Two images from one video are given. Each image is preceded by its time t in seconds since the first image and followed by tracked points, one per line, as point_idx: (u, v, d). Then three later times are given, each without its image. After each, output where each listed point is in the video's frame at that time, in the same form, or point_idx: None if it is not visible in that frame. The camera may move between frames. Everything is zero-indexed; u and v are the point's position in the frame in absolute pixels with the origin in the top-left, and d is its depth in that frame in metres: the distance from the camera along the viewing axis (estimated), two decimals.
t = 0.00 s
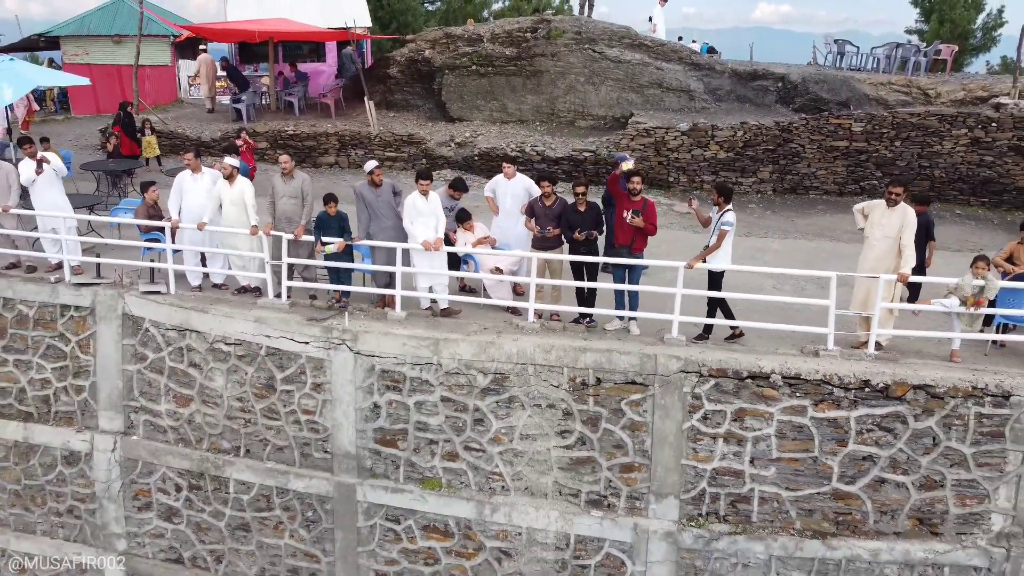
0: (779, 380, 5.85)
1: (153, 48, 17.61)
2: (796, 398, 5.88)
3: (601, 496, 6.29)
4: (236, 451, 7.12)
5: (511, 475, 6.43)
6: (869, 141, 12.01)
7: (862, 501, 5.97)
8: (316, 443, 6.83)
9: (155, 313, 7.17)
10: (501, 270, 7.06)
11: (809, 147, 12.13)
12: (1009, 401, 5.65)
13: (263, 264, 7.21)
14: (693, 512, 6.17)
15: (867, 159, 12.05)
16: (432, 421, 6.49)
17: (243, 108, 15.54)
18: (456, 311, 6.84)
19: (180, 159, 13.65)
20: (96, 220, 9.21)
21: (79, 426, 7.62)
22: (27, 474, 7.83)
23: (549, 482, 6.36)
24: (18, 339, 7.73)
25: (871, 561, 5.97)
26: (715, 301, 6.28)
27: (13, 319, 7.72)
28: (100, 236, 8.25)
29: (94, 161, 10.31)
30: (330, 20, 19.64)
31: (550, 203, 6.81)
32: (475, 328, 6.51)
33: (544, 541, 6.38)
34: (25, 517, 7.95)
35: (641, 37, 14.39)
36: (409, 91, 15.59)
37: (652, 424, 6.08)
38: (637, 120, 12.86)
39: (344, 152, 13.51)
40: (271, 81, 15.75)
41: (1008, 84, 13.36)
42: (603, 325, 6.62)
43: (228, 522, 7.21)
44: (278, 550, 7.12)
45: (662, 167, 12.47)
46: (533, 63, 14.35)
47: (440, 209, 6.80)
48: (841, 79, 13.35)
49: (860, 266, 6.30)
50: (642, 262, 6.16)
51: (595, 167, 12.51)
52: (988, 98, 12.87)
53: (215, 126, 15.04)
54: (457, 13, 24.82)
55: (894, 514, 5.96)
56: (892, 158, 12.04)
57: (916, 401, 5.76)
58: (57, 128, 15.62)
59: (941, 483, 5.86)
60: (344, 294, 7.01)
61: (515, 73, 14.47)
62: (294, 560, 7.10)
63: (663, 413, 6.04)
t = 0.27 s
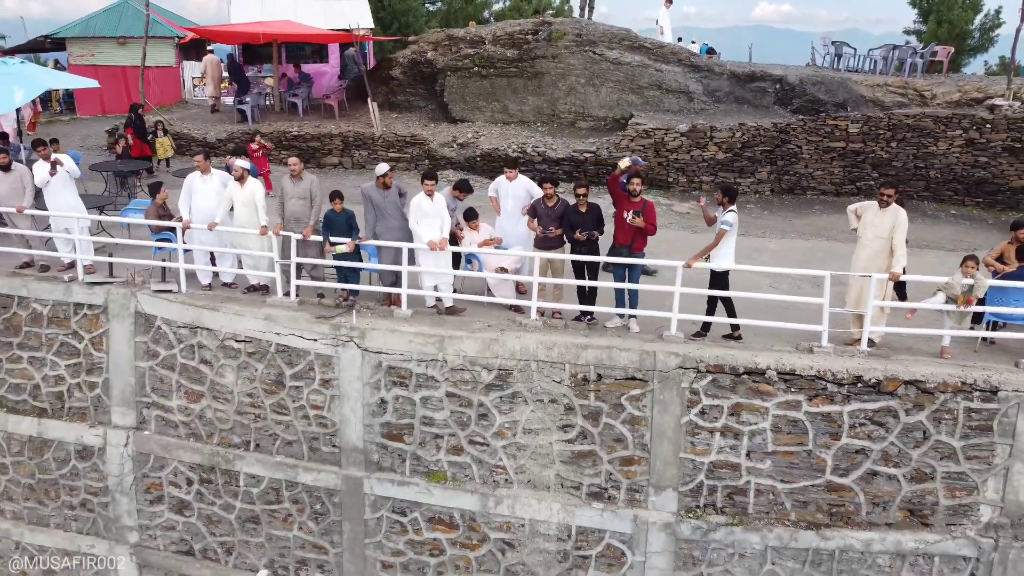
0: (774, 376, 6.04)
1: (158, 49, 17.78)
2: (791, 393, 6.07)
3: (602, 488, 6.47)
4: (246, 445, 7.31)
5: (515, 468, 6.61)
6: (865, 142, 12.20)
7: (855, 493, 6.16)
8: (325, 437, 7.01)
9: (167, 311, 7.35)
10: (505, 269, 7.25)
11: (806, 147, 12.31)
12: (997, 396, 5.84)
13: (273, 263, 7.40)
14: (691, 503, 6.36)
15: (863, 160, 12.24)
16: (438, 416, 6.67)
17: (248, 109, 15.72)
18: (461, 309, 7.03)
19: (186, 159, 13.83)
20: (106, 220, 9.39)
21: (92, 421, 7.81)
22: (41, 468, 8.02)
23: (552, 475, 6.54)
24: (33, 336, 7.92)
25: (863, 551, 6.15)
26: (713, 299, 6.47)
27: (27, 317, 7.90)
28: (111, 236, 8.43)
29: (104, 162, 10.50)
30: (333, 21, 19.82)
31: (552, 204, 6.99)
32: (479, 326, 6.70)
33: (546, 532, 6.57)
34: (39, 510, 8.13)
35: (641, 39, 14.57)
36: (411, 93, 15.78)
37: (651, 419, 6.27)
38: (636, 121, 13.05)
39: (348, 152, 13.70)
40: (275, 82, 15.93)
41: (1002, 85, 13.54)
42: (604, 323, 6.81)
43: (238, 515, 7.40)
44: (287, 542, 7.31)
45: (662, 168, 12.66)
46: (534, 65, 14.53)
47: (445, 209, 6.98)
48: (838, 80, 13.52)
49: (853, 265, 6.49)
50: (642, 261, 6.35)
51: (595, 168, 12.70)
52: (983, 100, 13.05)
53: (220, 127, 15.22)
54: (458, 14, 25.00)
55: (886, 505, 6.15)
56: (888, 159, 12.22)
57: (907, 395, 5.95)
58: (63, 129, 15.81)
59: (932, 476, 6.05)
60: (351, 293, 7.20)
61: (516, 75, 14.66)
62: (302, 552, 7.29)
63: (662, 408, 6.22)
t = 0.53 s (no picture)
0: (770, 367, 6.23)
1: (163, 50, 17.98)
2: (787, 384, 6.26)
3: (603, 477, 6.67)
4: (257, 436, 7.51)
5: (519, 458, 6.81)
6: (861, 141, 12.39)
7: (848, 480, 6.35)
8: (333, 428, 7.21)
9: (180, 306, 7.55)
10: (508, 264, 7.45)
11: (803, 146, 12.50)
12: (986, 386, 6.05)
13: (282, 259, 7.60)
14: (690, 491, 6.56)
15: (860, 159, 12.43)
16: (444, 407, 6.87)
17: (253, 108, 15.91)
18: (466, 303, 7.22)
19: (192, 158, 14.04)
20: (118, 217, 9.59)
21: (106, 413, 8.00)
22: (56, 459, 8.22)
23: (555, 464, 6.74)
24: (48, 330, 8.11)
25: (857, 537, 6.35)
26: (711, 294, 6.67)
27: (42, 312, 8.10)
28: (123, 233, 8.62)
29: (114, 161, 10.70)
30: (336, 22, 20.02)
31: (555, 201, 7.18)
32: (483, 320, 6.89)
33: (549, 520, 6.77)
34: (53, 500, 8.33)
35: (641, 39, 14.77)
36: (414, 92, 15.99)
37: (651, 409, 6.47)
38: (637, 121, 13.25)
39: (352, 151, 13.89)
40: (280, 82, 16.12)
41: (998, 85, 13.74)
42: (605, 317, 7.01)
43: (249, 504, 7.60)
44: (297, 530, 7.52)
45: (662, 166, 12.85)
46: (535, 65, 14.73)
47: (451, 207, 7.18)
48: (835, 80, 13.72)
49: (846, 261, 6.68)
50: (642, 257, 6.55)
51: (596, 166, 12.89)
52: (978, 99, 13.25)
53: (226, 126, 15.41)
54: (459, 14, 25.22)
55: (879, 493, 6.35)
56: (884, 158, 12.41)
57: (899, 386, 6.15)
58: (70, 128, 16.00)
59: (922, 464, 6.25)
60: (359, 288, 7.39)
61: (518, 75, 14.85)
62: (311, 540, 7.49)
63: (661, 398, 6.42)
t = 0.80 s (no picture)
0: (765, 357, 6.46)
1: (169, 49, 18.21)
2: (781, 373, 6.49)
3: (604, 463, 6.91)
4: (268, 425, 7.74)
5: (522, 445, 7.04)
6: (857, 139, 12.62)
7: (841, 466, 6.58)
8: (343, 417, 7.44)
9: (193, 299, 7.78)
10: (512, 259, 7.68)
11: (800, 145, 12.72)
12: (972, 374, 6.28)
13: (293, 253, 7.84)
14: (688, 477, 6.79)
15: (856, 157, 12.66)
16: (450, 396, 7.10)
17: (258, 107, 16.14)
18: (471, 296, 7.45)
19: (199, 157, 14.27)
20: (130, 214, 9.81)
21: (121, 403, 8.24)
22: (72, 448, 8.45)
23: (557, 451, 6.97)
24: (64, 323, 8.34)
25: (848, 521, 6.58)
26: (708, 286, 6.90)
27: (59, 305, 8.33)
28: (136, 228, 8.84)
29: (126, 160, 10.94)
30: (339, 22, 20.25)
31: (558, 197, 7.39)
32: (488, 312, 7.13)
33: (551, 505, 7.01)
34: (69, 488, 8.56)
35: (641, 39, 14.99)
36: (417, 92, 16.21)
37: (650, 397, 6.70)
38: (637, 119, 13.47)
39: (357, 150, 14.12)
40: (285, 81, 16.36)
41: (992, 84, 13.96)
42: (606, 309, 7.24)
43: (260, 491, 7.84)
44: (307, 516, 7.76)
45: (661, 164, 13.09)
46: (537, 64, 14.95)
47: (457, 202, 7.41)
48: (832, 80, 13.94)
49: (839, 254, 6.91)
50: (642, 250, 6.78)
51: (597, 164, 13.12)
52: (973, 99, 13.47)
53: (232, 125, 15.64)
54: (461, 14, 25.45)
55: (870, 478, 6.58)
56: (880, 156, 12.63)
57: (889, 374, 6.37)
58: (78, 127, 16.23)
59: (912, 450, 6.48)
60: (368, 281, 7.62)
61: (520, 74, 15.08)
62: (321, 526, 7.73)
63: (660, 387, 6.65)
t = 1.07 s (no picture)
0: (758, 345, 6.75)
1: (176, 49, 18.49)
2: (774, 361, 6.77)
3: (604, 448, 7.19)
4: (280, 413, 8.03)
5: (525, 431, 7.33)
6: (852, 138, 12.91)
7: (830, 450, 6.87)
8: (352, 404, 7.73)
9: (207, 292, 8.06)
10: (515, 252, 7.96)
11: (796, 143, 13.01)
12: (956, 361, 6.57)
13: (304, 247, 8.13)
14: (684, 461, 7.08)
15: (850, 155, 12.95)
16: (455, 384, 7.38)
17: (264, 106, 16.43)
18: (476, 288, 7.74)
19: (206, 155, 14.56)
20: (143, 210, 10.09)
21: (137, 392, 8.52)
22: (89, 436, 8.74)
23: (558, 436, 7.26)
24: (82, 315, 8.63)
25: (838, 503, 6.87)
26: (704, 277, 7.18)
27: (77, 298, 8.62)
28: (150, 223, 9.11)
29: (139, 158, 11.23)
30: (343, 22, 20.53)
31: (559, 193, 7.66)
32: (492, 303, 7.41)
33: (553, 489, 7.29)
34: (86, 475, 8.85)
35: (640, 40, 15.28)
36: (420, 91, 16.48)
37: (648, 385, 6.98)
38: (636, 119, 13.75)
39: (361, 148, 14.40)
40: (291, 81, 16.65)
41: (984, 84, 14.25)
42: (606, 300, 7.52)
43: (272, 477, 8.12)
44: (317, 501, 8.05)
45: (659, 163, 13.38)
46: (538, 65, 15.24)
47: (462, 198, 7.69)
48: (828, 80, 14.23)
49: (829, 248, 7.19)
50: (640, 244, 7.06)
51: (597, 162, 13.40)
52: (965, 98, 13.75)
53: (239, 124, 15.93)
54: (462, 14, 25.74)
55: (859, 462, 6.86)
56: (874, 154, 12.91)
57: (877, 362, 6.66)
58: (87, 126, 16.52)
59: (899, 435, 6.76)
60: (376, 274, 7.91)
61: (521, 74, 15.36)
62: (331, 510, 8.02)
63: (658, 375, 6.93)
